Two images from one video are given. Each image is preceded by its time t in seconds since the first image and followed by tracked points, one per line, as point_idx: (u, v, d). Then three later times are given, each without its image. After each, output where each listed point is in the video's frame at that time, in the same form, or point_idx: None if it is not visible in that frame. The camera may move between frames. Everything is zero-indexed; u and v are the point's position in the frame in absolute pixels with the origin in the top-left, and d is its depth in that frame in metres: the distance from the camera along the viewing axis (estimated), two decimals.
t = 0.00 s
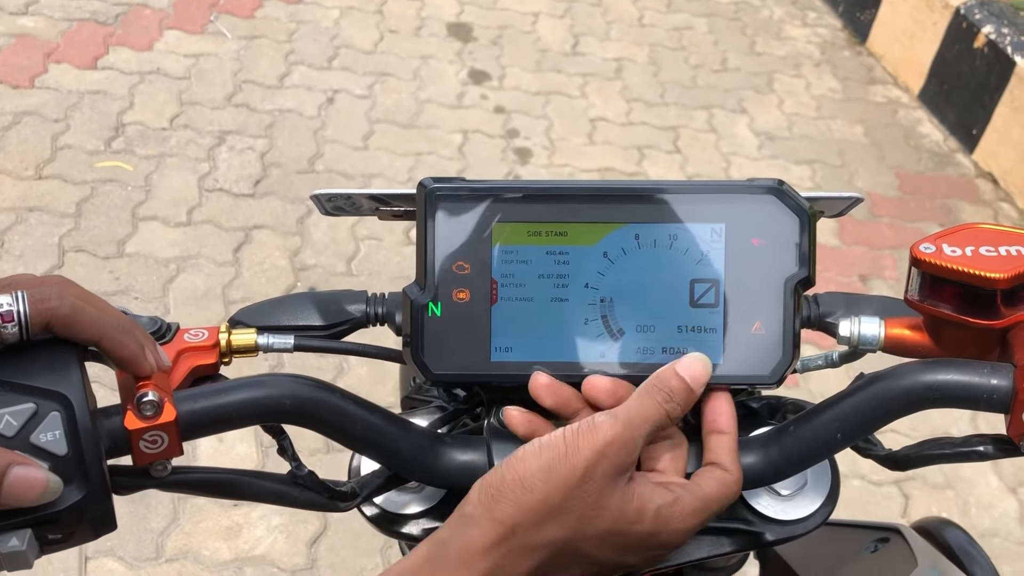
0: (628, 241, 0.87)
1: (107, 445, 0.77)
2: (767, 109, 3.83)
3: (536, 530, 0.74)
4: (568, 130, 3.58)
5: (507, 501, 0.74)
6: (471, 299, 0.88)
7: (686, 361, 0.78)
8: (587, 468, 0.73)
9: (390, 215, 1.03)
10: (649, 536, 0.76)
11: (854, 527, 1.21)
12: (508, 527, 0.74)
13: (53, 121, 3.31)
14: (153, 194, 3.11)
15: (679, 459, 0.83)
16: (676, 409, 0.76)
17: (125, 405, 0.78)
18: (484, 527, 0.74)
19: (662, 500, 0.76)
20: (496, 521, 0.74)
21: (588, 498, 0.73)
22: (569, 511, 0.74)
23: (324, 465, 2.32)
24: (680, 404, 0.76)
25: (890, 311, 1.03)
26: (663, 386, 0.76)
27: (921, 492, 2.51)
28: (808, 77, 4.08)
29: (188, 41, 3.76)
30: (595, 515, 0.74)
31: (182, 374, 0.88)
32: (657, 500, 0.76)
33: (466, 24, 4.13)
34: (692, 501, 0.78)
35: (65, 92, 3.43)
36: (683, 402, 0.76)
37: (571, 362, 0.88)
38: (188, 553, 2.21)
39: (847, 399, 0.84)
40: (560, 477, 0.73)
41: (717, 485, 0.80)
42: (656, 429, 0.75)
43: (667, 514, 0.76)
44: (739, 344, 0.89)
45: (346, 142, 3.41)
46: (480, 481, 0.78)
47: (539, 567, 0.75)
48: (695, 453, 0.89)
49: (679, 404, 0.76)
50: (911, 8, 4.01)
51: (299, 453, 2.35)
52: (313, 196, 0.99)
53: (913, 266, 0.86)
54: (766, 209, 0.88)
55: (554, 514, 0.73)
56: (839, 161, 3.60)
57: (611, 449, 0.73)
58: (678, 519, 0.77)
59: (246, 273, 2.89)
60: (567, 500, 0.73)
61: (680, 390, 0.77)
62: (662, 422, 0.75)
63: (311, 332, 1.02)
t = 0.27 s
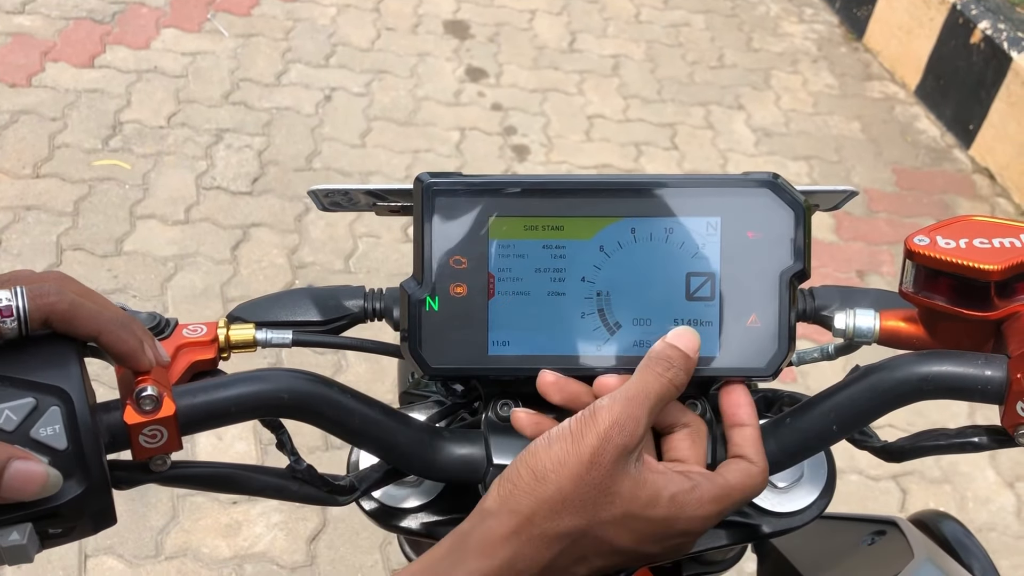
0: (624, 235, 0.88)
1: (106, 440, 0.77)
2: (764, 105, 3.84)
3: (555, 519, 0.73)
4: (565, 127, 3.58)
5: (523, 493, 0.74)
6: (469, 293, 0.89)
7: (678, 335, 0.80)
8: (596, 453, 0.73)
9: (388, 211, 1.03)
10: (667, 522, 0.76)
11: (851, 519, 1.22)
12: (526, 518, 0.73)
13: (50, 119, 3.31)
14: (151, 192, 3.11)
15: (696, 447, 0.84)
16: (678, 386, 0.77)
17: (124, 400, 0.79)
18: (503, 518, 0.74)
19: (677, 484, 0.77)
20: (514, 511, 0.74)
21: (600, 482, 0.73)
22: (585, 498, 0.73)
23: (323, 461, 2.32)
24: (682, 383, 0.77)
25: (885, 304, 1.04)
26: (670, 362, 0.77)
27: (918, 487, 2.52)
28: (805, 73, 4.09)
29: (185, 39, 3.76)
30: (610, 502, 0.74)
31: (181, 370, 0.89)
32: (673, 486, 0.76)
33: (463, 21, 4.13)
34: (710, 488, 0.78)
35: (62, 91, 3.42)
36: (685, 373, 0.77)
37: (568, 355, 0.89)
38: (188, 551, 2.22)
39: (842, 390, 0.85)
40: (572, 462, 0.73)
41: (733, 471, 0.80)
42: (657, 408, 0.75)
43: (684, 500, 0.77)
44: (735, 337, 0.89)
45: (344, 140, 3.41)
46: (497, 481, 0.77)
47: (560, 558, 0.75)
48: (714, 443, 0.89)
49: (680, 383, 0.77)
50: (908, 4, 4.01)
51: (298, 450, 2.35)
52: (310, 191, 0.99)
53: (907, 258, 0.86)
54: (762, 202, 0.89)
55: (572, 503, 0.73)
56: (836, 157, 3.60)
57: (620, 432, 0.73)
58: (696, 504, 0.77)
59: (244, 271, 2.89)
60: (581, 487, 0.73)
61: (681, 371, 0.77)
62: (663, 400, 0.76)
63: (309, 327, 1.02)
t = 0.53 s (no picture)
0: (624, 228, 0.88)
1: (106, 433, 0.77)
2: (764, 101, 3.84)
3: (572, 497, 0.74)
4: (565, 124, 3.58)
5: (540, 471, 0.75)
6: (469, 287, 0.89)
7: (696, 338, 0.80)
8: (614, 432, 0.74)
9: (388, 205, 1.03)
10: (683, 503, 0.76)
11: (849, 513, 1.22)
12: (543, 496, 0.74)
13: (49, 116, 3.31)
14: (151, 189, 3.11)
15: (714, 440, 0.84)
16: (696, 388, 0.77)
17: (124, 394, 0.79)
18: (520, 495, 0.74)
19: (694, 466, 0.77)
20: (531, 490, 0.74)
21: (618, 461, 0.74)
22: (601, 476, 0.74)
23: (324, 458, 2.32)
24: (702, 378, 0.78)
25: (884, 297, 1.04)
26: (700, 351, 0.79)
27: (919, 482, 2.52)
28: (804, 69, 4.08)
29: (184, 36, 3.75)
30: (626, 482, 0.74)
31: (181, 363, 0.88)
32: (690, 467, 0.77)
33: (463, 18, 4.13)
34: (726, 470, 0.78)
35: (61, 88, 3.42)
36: (716, 363, 0.78)
37: (569, 348, 0.89)
38: (189, 547, 2.22)
39: (843, 383, 0.85)
40: (591, 441, 0.75)
41: (749, 457, 0.80)
42: (682, 395, 0.76)
43: (700, 482, 0.77)
44: (736, 331, 0.89)
45: (343, 137, 3.41)
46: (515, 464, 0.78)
47: (577, 538, 0.75)
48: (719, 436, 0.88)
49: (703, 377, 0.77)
50: None
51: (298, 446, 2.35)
52: (310, 185, 0.99)
53: (907, 251, 0.86)
54: (762, 195, 0.89)
55: (589, 481, 0.74)
56: (836, 153, 3.60)
57: (638, 412, 0.75)
58: (713, 486, 0.77)
59: (244, 268, 2.89)
60: (599, 466, 0.74)
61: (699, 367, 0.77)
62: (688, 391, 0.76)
63: (309, 321, 1.02)
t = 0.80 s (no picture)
0: (624, 223, 0.88)
1: (106, 428, 0.77)
2: (766, 98, 3.83)
3: (562, 505, 0.73)
4: (567, 121, 3.57)
5: (529, 481, 0.73)
6: (469, 282, 0.89)
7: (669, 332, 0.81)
8: (602, 439, 0.73)
9: (388, 199, 1.03)
10: (671, 501, 0.76)
11: (849, 508, 1.21)
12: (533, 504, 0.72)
13: (52, 112, 3.31)
14: (153, 185, 3.11)
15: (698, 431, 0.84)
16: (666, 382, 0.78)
17: (124, 388, 0.79)
18: (510, 505, 0.73)
19: (682, 465, 0.77)
20: (520, 499, 0.73)
21: (607, 465, 0.73)
22: (591, 482, 0.73)
23: (325, 453, 2.33)
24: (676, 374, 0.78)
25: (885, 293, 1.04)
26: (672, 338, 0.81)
27: (920, 479, 2.52)
28: (808, 66, 4.07)
29: (187, 32, 3.75)
30: (615, 485, 0.74)
31: (181, 358, 0.88)
32: (679, 466, 0.76)
33: (465, 14, 4.12)
34: (714, 465, 0.78)
35: (64, 84, 3.42)
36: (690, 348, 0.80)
37: (568, 343, 0.89)
38: (190, 543, 2.22)
39: (843, 379, 0.85)
40: (579, 446, 0.73)
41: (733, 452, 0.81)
42: (662, 387, 0.76)
43: (688, 479, 0.77)
44: (736, 325, 0.89)
45: (345, 133, 3.41)
46: (500, 471, 0.76)
47: (569, 544, 0.74)
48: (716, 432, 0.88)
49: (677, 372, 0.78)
50: None
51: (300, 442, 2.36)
52: (310, 180, 0.99)
53: (908, 246, 0.86)
54: (762, 190, 0.89)
55: (579, 489, 0.73)
56: (838, 150, 3.59)
57: (625, 414, 0.74)
58: (701, 482, 0.77)
59: (246, 264, 2.90)
60: (588, 471, 0.73)
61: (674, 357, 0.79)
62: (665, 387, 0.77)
63: (309, 316, 1.02)
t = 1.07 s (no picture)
0: (622, 220, 0.88)
1: (105, 421, 0.78)
2: (769, 96, 3.82)
3: (567, 488, 0.75)
4: (570, 118, 3.57)
5: (535, 460, 0.75)
6: (467, 278, 0.89)
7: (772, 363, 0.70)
8: (619, 431, 0.73)
9: (387, 195, 1.03)
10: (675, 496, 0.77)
11: (847, 506, 1.22)
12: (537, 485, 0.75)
13: (55, 108, 3.31)
14: (156, 181, 3.12)
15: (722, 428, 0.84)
16: (746, 414, 0.71)
17: (123, 382, 0.79)
18: (515, 483, 0.75)
19: (693, 463, 0.77)
20: (527, 479, 0.75)
21: (617, 459, 0.74)
22: (597, 469, 0.74)
23: (326, 449, 2.33)
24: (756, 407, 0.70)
25: (883, 290, 1.04)
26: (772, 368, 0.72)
27: (921, 477, 2.52)
28: (811, 64, 4.07)
29: (190, 28, 3.76)
30: (623, 478, 0.74)
31: (180, 353, 0.89)
32: (689, 464, 0.77)
33: (468, 11, 4.12)
34: (726, 467, 0.79)
35: (67, 80, 3.43)
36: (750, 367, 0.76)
37: (566, 340, 0.89)
38: (192, 538, 2.23)
39: (839, 375, 0.85)
40: (596, 440, 0.74)
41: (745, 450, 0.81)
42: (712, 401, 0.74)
43: (695, 478, 0.77)
44: (733, 322, 0.89)
45: (348, 130, 3.41)
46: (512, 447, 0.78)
47: (568, 526, 0.76)
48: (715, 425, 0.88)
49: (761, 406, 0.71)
50: None
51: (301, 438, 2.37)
52: (309, 176, 0.99)
53: (905, 244, 0.86)
54: (760, 187, 0.89)
55: (586, 476, 0.74)
56: (841, 148, 3.59)
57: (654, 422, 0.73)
58: (708, 480, 0.78)
59: (248, 260, 2.90)
60: (599, 462, 0.74)
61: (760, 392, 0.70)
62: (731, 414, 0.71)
63: (308, 312, 1.03)
